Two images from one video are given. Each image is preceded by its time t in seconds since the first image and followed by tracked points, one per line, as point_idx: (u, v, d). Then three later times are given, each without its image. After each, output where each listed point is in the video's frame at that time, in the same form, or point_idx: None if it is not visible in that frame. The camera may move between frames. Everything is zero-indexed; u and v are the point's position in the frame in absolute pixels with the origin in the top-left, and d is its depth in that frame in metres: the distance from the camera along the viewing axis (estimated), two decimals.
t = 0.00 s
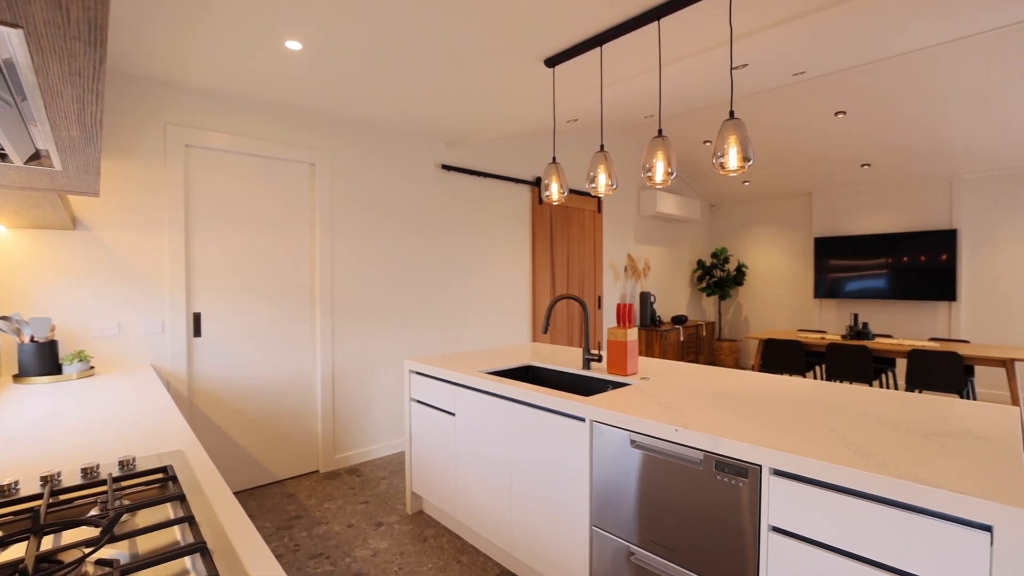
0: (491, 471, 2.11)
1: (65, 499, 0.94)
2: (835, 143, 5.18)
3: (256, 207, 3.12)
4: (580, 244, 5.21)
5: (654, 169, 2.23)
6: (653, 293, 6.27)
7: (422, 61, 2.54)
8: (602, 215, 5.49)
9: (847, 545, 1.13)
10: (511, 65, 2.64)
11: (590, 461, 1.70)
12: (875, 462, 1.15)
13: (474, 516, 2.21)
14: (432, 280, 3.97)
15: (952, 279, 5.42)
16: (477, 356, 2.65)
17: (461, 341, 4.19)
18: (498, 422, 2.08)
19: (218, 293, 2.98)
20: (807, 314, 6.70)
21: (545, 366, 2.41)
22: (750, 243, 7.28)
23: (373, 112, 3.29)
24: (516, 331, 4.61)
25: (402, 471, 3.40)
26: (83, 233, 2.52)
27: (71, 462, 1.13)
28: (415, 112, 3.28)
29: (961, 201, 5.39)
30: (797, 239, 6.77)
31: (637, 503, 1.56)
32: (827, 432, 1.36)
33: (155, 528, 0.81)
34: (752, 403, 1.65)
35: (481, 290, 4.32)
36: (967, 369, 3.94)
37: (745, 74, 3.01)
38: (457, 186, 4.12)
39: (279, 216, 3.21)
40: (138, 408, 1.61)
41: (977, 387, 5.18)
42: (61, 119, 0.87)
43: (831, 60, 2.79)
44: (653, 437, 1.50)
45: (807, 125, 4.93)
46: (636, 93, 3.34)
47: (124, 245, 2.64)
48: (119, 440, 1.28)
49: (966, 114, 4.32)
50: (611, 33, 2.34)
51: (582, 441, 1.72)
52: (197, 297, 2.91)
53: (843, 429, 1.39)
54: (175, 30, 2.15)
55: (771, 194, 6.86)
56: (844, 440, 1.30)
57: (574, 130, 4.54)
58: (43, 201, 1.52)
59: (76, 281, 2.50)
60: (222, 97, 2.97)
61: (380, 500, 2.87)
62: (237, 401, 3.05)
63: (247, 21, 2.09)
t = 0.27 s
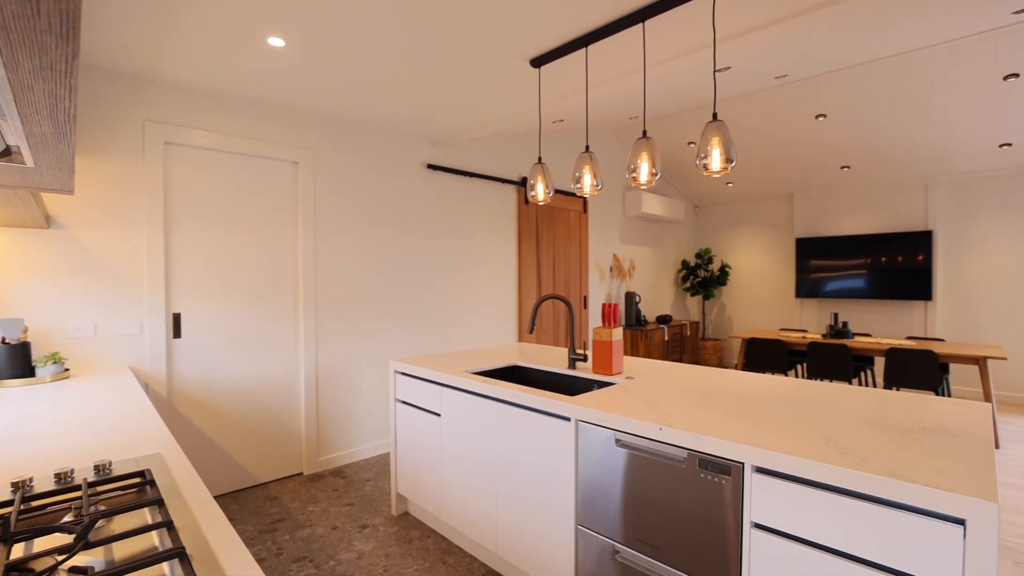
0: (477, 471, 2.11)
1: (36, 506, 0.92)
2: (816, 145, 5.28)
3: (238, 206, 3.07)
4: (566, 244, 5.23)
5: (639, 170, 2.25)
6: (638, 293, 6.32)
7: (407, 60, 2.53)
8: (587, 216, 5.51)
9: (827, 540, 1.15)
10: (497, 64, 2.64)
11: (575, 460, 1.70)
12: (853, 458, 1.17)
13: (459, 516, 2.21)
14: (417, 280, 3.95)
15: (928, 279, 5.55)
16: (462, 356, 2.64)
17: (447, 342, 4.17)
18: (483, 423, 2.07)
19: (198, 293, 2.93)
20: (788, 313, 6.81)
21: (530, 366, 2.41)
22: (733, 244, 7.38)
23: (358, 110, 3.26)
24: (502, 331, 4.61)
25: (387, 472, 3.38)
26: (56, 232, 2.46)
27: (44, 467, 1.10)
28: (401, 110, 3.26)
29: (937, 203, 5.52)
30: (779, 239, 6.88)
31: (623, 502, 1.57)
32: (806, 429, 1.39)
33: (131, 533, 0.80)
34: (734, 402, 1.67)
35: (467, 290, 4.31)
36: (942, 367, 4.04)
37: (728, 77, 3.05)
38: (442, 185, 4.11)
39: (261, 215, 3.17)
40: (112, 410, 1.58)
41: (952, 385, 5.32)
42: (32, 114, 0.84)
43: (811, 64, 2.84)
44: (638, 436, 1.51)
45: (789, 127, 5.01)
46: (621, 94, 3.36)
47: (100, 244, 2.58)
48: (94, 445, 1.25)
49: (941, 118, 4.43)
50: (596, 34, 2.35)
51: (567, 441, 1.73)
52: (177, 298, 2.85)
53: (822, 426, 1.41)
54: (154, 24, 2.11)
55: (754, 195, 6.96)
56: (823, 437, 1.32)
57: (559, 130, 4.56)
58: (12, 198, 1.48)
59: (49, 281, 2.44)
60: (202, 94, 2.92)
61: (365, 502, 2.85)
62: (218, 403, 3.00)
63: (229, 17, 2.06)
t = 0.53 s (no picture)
0: (463, 472, 2.10)
1: (9, 512, 0.89)
2: (798, 147, 5.36)
3: (221, 205, 3.03)
4: (553, 244, 5.24)
5: (624, 170, 2.26)
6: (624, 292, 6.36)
7: (393, 59, 2.51)
8: (574, 216, 5.54)
9: (809, 536, 1.17)
10: (483, 64, 2.64)
11: (562, 460, 1.71)
12: (833, 455, 1.19)
13: (446, 518, 2.20)
14: (403, 280, 3.92)
15: (907, 279, 5.68)
16: (448, 357, 2.63)
17: (433, 342, 4.16)
18: (470, 423, 2.07)
19: (179, 293, 2.88)
20: (772, 313, 6.91)
21: (517, 365, 2.41)
22: (718, 244, 7.46)
23: (343, 109, 3.24)
24: (489, 331, 4.61)
25: (373, 473, 3.36)
26: (31, 230, 2.39)
27: (16, 472, 1.07)
28: (387, 109, 3.24)
29: (915, 205, 5.65)
30: (763, 240, 6.97)
31: (609, 501, 1.58)
32: (788, 427, 1.41)
33: (109, 538, 0.78)
34: (717, 400, 1.70)
35: (454, 290, 4.30)
36: (920, 365, 4.13)
37: (712, 79, 3.09)
38: (429, 185, 4.09)
39: (244, 214, 3.13)
40: (87, 414, 1.54)
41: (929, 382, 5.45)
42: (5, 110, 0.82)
43: (793, 67, 2.89)
44: (623, 435, 1.52)
45: (772, 129, 5.08)
46: (607, 95, 3.38)
47: (77, 243, 2.53)
48: (69, 449, 1.22)
49: (918, 121, 4.53)
50: (582, 35, 2.36)
51: (554, 440, 1.73)
52: (157, 298, 2.80)
53: (803, 424, 1.44)
54: (134, 19, 2.07)
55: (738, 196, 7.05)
56: (803, 434, 1.35)
57: (546, 131, 4.57)
58: None
59: (23, 282, 2.38)
60: (184, 91, 2.87)
61: (350, 504, 2.82)
62: (200, 406, 2.95)
63: (211, 12, 2.03)
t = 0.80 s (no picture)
0: (450, 473, 2.10)
1: None
2: (781, 149, 5.44)
3: (203, 203, 2.98)
4: (540, 243, 5.25)
5: (610, 171, 2.27)
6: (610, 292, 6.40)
7: (379, 57, 2.49)
8: (561, 216, 5.55)
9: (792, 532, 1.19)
10: (470, 64, 2.63)
11: (549, 460, 1.71)
12: (813, 452, 1.21)
13: (432, 519, 2.19)
14: (389, 280, 3.90)
15: (886, 279, 5.80)
16: (435, 357, 2.62)
17: (420, 342, 4.14)
18: (457, 424, 2.06)
19: (160, 294, 2.83)
20: (755, 312, 7.01)
21: (504, 365, 2.41)
22: (703, 244, 7.54)
23: (328, 107, 3.21)
24: (476, 331, 4.60)
25: (358, 475, 3.34)
26: (5, 229, 2.33)
27: None
28: (372, 108, 3.22)
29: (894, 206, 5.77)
30: (747, 240, 7.06)
31: (595, 500, 1.59)
32: (770, 425, 1.43)
33: (84, 544, 0.76)
34: (701, 399, 1.71)
35: (440, 290, 4.29)
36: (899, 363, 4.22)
37: (697, 81, 3.12)
38: (415, 184, 4.07)
39: (227, 213, 3.08)
40: (61, 417, 1.50)
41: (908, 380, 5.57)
42: None
43: (776, 70, 2.93)
44: (609, 434, 1.53)
45: (756, 131, 5.15)
46: (593, 96, 3.39)
47: (53, 242, 2.47)
48: (43, 453, 1.19)
49: (897, 125, 4.63)
50: (568, 36, 2.37)
51: (540, 440, 1.73)
52: (137, 298, 2.75)
53: (785, 421, 1.46)
54: (112, 14, 2.03)
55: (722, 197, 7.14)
56: (785, 432, 1.37)
57: (532, 131, 4.57)
58: None
59: None
60: (164, 87, 2.82)
61: (336, 506, 2.80)
62: (181, 408, 2.90)
63: (192, 8, 1.99)
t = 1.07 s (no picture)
0: (437, 473, 2.09)
1: None
2: (765, 150, 5.52)
3: (184, 202, 2.93)
4: (526, 243, 5.26)
5: (596, 171, 2.29)
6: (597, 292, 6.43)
7: (365, 56, 2.48)
8: (548, 216, 5.57)
9: (775, 529, 1.20)
10: (456, 63, 2.63)
11: (535, 459, 1.72)
12: (794, 449, 1.23)
13: (419, 520, 2.18)
14: (375, 280, 3.87)
15: (866, 279, 5.91)
16: (421, 358, 2.61)
17: (406, 343, 4.12)
18: (443, 424, 2.05)
19: (140, 294, 2.77)
20: (739, 312, 7.10)
21: (490, 366, 2.41)
22: (688, 245, 7.61)
23: (313, 105, 3.17)
24: (463, 331, 4.59)
25: (344, 477, 3.31)
26: None
27: None
28: (358, 106, 3.20)
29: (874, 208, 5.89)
30: (731, 241, 7.15)
31: (582, 499, 1.60)
32: (752, 423, 1.45)
33: (59, 551, 0.75)
34: (685, 398, 1.73)
35: (427, 290, 4.27)
36: (878, 361, 4.31)
37: (682, 83, 3.15)
38: (401, 183, 4.05)
39: (210, 212, 3.04)
40: (35, 420, 1.47)
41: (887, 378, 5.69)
42: None
43: (759, 73, 2.97)
44: (596, 434, 1.54)
45: (739, 133, 5.22)
46: (580, 96, 3.41)
47: (27, 242, 2.41)
48: (17, 458, 1.15)
49: (877, 127, 4.72)
50: (554, 36, 2.37)
51: (527, 440, 1.74)
52: (116, 299, 2.70)
53: (767, 419, 1.48)
54: (90, 8, 1.98)
55: (707, 198, 7.21)
56: (767, 430, 1.39)
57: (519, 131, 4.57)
58: None
59: None
60: (144, 84, 2.77)
61: (321, 508, 2.77)
62: (162, 410, 2.85)
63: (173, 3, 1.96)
